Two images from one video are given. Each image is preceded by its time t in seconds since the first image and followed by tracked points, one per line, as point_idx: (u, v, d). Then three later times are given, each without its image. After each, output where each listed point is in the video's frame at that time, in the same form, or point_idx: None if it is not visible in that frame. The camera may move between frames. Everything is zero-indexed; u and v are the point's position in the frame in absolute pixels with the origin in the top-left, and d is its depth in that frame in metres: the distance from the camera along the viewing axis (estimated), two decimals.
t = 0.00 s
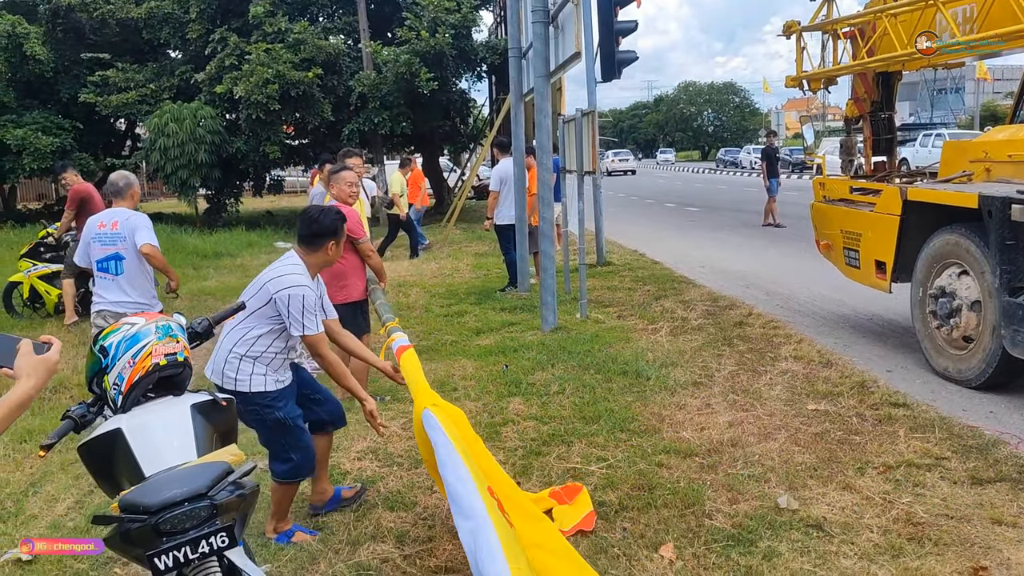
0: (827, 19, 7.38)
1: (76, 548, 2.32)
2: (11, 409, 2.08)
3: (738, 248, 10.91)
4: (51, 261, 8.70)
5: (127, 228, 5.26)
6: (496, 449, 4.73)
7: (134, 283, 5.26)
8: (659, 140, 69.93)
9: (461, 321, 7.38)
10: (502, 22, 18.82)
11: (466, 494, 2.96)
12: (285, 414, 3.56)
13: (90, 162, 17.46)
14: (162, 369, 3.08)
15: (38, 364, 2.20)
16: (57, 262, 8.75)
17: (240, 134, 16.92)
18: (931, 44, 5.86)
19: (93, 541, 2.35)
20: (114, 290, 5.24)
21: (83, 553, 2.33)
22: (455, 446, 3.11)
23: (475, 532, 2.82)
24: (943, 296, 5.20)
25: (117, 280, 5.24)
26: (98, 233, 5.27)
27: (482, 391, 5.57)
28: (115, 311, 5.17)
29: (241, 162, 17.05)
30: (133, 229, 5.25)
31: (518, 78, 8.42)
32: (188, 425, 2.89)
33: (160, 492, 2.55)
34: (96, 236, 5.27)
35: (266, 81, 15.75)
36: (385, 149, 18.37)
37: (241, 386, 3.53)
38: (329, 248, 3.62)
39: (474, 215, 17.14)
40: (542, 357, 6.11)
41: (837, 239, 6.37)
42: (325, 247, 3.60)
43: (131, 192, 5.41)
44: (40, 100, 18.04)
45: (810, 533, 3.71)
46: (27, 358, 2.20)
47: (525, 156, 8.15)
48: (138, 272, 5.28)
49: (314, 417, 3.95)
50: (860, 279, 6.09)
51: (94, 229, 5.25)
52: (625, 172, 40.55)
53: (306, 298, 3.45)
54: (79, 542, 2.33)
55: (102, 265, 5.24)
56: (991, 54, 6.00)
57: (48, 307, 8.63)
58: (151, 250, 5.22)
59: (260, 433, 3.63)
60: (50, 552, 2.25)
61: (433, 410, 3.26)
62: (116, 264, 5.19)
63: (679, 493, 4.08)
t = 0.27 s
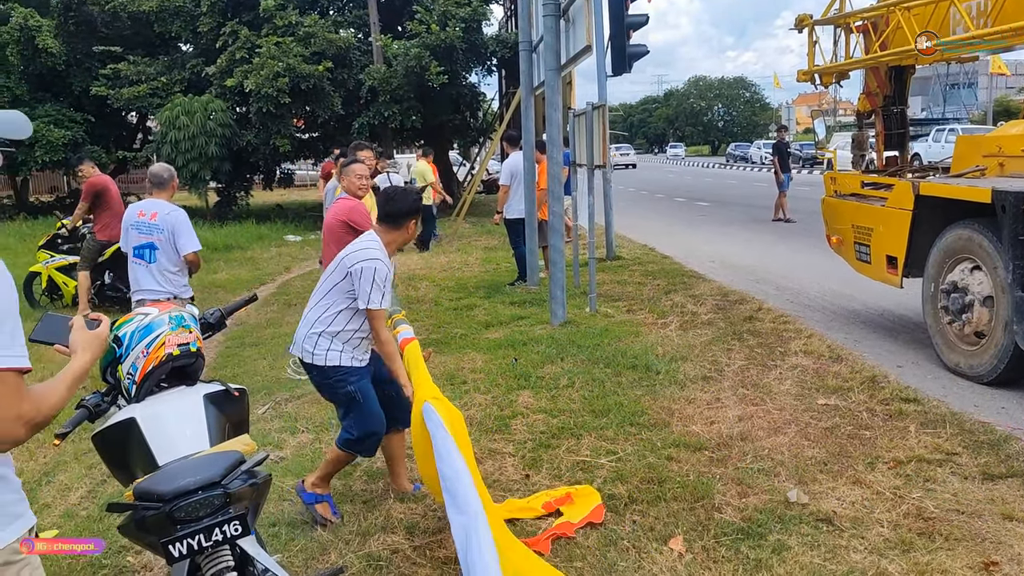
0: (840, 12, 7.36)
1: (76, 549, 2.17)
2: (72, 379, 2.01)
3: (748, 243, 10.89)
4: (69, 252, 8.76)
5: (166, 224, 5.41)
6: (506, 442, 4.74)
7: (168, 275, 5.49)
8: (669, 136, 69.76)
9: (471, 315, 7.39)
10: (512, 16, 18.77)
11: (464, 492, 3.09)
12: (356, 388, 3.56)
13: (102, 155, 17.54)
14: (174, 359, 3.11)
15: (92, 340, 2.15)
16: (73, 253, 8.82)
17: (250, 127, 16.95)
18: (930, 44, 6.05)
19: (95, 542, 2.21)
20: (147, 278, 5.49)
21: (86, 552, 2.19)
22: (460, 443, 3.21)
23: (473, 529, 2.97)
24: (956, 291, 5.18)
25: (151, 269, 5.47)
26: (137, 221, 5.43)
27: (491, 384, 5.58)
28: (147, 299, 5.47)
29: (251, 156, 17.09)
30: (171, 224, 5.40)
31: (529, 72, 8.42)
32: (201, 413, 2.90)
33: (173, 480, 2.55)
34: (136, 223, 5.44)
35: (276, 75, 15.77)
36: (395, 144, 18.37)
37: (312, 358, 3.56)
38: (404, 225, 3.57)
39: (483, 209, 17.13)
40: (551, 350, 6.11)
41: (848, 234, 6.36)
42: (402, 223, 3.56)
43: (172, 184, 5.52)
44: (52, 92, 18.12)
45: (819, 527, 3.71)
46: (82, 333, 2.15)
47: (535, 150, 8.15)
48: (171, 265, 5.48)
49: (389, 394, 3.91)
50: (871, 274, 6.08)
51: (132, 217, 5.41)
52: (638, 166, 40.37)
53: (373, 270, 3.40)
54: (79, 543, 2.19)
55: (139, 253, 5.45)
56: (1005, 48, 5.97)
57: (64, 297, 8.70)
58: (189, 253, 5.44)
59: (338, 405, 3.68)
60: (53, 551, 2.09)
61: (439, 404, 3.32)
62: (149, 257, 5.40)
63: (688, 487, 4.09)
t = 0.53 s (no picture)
0: (851, 8, 7.33)
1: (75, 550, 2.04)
2: (98, 360, 2.06)
3: (756, 240, 10.86)
4: (85, 245, 8.80)
5: (195, 216, 5.85)
6: (514, 437, 4.75)
7: (192, 265, 5.84)
8: (677, 132, 69.62)
9: (479, 310, 7.39)
10: (521, 12, 18.75)
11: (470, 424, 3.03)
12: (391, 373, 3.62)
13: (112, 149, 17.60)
14: (185, 352, 3.10)
15: (107, 326, 2.22)
16: (88, 247, 8.85)
17: (259, 123, 16.98)
18: (929, 44, 6.11)
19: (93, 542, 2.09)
20: (172, 267, 5.83)
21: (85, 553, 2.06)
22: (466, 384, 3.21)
23: (477, 446, 2.91)
24: (967, 288, 5.16)
25: (178, 258, 5.82)
26: (165, 213, 5.83)
27: (500, 380, 5.58)
28: (171, 287, 5.79)
29: (260, 151, 17.12)
30: (201, 217, 5.87)
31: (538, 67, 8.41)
32: (211, 406, 2.91)
33: (184, 471, 2.56)
34: (165, 216, 5.83)
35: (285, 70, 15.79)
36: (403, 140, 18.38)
37: (344, 330, 3.68)
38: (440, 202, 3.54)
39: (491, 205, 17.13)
40: (560, 346, 6.11)
41: (858, 231, 6.34)
42: (437, 202, 3.54)
43: (196, 180, 5.93)
44: (63, 87, 18.19)
45: (829, 523, 3.69)
46: (97, 318, 2.21)
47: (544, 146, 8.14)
48: (198, 255, 5.86)
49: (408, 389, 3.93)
50: (881, 271, 6.05)
51: (162, 210, 5.80)
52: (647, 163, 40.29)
53: (398, 246, 3.46)
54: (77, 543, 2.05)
55: (166, 243, 5.80)
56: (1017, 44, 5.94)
57: (81, 290, 8.74)
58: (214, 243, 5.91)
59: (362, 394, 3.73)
60: (52, 551, 1.94)
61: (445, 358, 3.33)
62: (178, 246, 5.76)
63: (697, 482, 4.08)
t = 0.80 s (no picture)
0: (859, 7, 7.33)
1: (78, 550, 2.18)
2: (87, 347, 2.20)
3: (762, 239, 10.85)
4: (97, 243, 8.81)
5: (209, 207, 5.96)
6: (519, 436, 4.75)
7: (211, 257, 5.93)
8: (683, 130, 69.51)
9: (484, 309, 7.40)
10: (527, 10, 18.74)
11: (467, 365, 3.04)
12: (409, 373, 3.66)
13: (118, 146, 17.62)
14: (192, 351, 3.09)
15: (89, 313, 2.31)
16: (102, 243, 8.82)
17: (265, 120, 16.99)
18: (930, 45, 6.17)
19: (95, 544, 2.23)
20: (191, 260, 5.93)
21: (87, 550, 2.21)
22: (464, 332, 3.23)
23: (466, 373, 2.98)
24: (973, 289, 5.15)
25: (197, 250, 5.92)
26: (180, 208, 5.94)
27: (505, 379, 5.59)
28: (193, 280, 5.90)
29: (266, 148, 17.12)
30: (215, 209, 5.95)
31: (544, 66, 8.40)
32: (218, 406, 2.90)
33: (191, 470, 2.56)
34: (180, 211, 5.93)
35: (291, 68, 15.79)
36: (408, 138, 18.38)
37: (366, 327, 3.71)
38: (426, 175, 3.57)
39: (496, 203, 17.12)
40: (565, 345, 6.11)
41: (864, 231, 6.32)
42: (422, 173, 3.57)
43: (206, 172, 6.01)
44: (70, 84, 18.22)
45: (834, 524, 3.70)
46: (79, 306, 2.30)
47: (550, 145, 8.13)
48: (213, 246, 5.93)
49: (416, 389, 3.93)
50: (888, 271, 6.04)
51: (177, 205, 5.91)
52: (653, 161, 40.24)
53: (388, 224, 3.50)
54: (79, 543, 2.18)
55: (185, 237, 5.91)
56: None
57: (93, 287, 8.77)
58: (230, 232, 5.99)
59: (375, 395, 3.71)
60: (52, 551, 2.11)
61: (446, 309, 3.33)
62: (195, 238, 5.86)
63: (703, 483, 4.09)
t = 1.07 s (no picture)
0: (864, 6, 7.35)
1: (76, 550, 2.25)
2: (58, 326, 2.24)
3: (766, 238, 10.84)
4: (105, 239, 8.82)
5: (220, 198, 6.40)
6: (523, 433, 4.76)
7: (222, 245, 6.37)
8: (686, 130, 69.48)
9: (488, 307, 7.40)
10: (532, 9, 18.75)
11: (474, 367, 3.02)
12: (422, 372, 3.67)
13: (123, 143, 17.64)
14: (198, 346, 3.10)
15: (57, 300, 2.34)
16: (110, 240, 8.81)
17: (269, 117, 17.01)
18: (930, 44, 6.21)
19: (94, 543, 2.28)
20: (206, 248, 6.38)
21: (85, 552, 2.28)
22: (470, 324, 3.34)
23: (473, 374, 2.95)
24: (978, 288, 5.15)
25: (209, 239, 6.37)
26: (194, 199, 6.39)
27: (509, 376, 5.59)
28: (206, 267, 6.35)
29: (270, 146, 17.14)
30: (224, 199, 6.37)
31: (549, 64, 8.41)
32: (224, 401, 2.90)
33: (197, 464, 2.57)
34: (193, 202, 6.40)
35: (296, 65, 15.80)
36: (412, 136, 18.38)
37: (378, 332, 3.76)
38: (419, 171, 3.57)
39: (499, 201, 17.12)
40: (568, 343, 6.11)
41: (869, 230, 6.32)
42: (415, 170, 3.57)
43: (219, 165, 6.45)
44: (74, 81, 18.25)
45: (838, 522, 3.70)
46: (49, 290, 2.35)
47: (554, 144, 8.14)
48: (225, 234, 6.36)
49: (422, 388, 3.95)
50: (892, 270, 6.04)
51: (190, 196, 6.36)
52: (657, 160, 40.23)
53: (385, 225, 3.53)
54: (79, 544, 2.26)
55: (198, 227, 6.37)
56: None
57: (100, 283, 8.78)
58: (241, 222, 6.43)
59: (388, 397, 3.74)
60: (52, 550, 2.20)
61: (454, 307, 3.47)
62: (207, 227, 6.31)
63: (706, 480, 4.09)
